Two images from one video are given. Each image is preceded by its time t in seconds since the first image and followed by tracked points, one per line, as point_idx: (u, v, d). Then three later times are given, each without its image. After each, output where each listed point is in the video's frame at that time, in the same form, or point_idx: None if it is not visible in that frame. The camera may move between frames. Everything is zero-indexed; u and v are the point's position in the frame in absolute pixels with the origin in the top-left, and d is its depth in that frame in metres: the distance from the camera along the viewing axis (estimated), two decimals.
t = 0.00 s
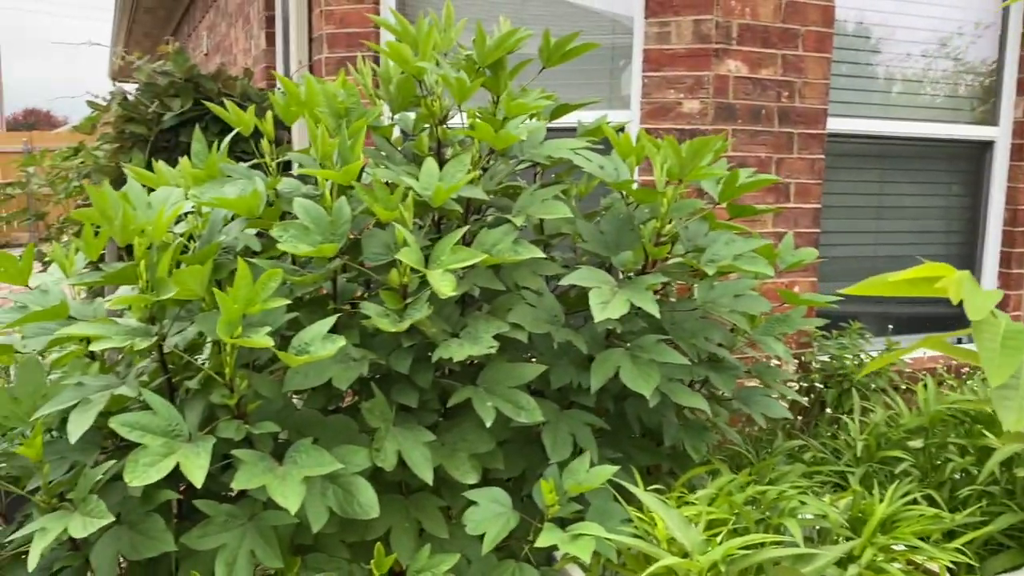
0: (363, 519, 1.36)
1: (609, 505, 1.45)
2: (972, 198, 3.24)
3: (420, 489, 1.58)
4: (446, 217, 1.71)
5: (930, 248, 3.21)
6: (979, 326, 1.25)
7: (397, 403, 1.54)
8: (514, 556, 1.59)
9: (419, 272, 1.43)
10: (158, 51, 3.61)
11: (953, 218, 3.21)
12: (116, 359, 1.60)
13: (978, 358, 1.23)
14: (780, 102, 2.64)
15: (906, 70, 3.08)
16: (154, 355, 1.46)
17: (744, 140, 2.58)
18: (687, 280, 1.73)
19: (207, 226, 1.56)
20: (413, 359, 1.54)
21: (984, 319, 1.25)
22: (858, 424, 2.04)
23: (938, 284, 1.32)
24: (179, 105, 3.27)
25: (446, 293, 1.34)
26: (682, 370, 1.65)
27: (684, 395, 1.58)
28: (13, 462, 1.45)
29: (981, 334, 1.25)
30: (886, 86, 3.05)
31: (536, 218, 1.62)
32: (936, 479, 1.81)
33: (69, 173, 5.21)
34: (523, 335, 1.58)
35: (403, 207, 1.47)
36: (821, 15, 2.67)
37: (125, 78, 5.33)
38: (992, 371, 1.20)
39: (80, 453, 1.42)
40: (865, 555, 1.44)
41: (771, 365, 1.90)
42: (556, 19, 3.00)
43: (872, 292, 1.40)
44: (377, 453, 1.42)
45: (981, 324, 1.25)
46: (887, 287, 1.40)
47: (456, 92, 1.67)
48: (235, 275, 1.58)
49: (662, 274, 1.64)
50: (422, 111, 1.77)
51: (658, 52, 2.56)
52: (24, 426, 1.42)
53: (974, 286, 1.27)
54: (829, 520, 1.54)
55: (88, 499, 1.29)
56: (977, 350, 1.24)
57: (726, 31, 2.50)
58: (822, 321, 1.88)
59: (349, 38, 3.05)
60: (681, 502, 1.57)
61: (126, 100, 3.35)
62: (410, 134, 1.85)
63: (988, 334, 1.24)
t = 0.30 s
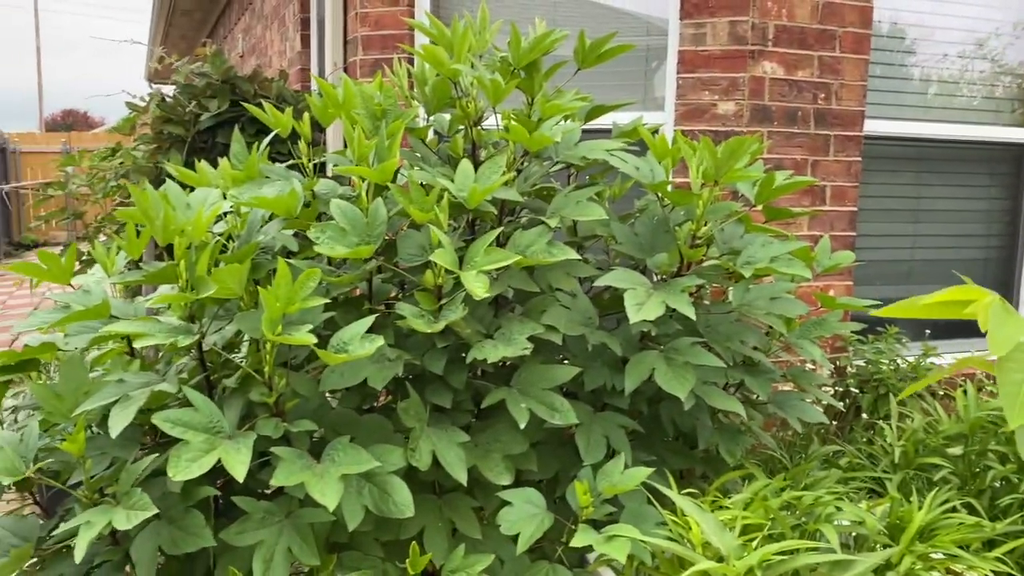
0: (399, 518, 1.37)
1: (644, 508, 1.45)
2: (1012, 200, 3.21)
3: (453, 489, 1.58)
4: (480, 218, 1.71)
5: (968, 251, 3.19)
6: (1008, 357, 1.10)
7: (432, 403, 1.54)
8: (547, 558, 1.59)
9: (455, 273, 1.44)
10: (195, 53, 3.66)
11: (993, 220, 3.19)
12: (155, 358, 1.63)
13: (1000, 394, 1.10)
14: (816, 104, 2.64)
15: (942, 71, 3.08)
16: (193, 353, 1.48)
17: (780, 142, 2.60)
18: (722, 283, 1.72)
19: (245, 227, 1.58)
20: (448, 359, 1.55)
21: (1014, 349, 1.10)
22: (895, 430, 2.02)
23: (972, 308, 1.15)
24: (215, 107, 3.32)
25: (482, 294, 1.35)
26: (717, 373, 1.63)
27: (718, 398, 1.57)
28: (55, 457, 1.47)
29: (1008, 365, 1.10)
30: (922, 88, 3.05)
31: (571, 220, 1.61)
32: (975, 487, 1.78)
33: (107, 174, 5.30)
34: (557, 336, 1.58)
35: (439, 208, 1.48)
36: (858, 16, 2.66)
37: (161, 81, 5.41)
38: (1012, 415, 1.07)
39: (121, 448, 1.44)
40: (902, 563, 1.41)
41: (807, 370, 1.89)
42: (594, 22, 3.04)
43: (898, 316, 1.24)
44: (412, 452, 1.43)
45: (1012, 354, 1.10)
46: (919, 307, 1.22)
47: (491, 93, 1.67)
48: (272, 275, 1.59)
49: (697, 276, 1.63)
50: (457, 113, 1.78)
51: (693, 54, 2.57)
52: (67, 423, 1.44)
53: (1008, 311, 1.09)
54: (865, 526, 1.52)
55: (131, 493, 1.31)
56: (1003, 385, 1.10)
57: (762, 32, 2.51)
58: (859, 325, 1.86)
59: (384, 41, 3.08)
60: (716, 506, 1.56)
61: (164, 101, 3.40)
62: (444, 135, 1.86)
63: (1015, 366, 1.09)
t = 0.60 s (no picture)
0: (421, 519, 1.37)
1: (666, 512, 1.44)
2: None
3: (475, 491, 1.58)
4: (504, 220, 1.72)
5: (997, 255, 3.18)
6: None
7: (455, 405, 1.55)
8: (569, 561, 1.59)
9: (479, 275, 1.44)
10: (222, 55, 3.70)
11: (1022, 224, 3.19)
12: (181, 358, 1.64)
13: None
14: (843, 106, 2.62)
15: (971, 72, 3.05)
16: (219, 353, 1.50)
17: (807, 144, 2.59)
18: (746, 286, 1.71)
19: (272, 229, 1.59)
20: (471, 361, 1.56)
21: None
22: (922, 436, 2.00)
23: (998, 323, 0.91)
24: (242, 108, 3.35)
25: (505, 297, 1.34)
26: (742, 377, 1.62)
27: (742, 402, 1.56)
28: (82, 457, 1.49)
29: None
30: (951, 89, 3.02)
31: (596, 222, 1.61)
32: (1005, 495, 1.76)
33: (135, 175, 5.36)
34: (580, 339, 1.57)
35: (464, 210, 1.48)
36: (887, 17, 2.64)
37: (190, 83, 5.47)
38: None
39: (147, 447, 1.46)
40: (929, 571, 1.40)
41: (833, 375, 1.87)
42: (621, 24, 3.04)
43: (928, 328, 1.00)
44: (435, 454, 1.43)
45: None
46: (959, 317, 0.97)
47: (516, 96, 1.66)
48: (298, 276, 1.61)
49: (722, 280, 1.62)
50: (482, 115, 1.78)
51: (718, 55, 2.55)
52: (95, 423, 1.46)
53: None
54: (892, 533, 1.50)
55: (157, 492, 1.33)
56: None
57: (789, 33, 2.50)
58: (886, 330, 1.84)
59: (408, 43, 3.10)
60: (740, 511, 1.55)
61: (192, 103, 3.43)
62: (469, 136, 1.88)
63: None
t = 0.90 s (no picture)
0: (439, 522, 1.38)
1: (684, 516, 1.43)
2: None
3: (493, 493, 1.58)
4: (524, 223, 1.72)
5: (1020, 258, 3.15)
6: None
7: (473, 406, 1.55)
8: (586, 564, 1.59)
9: (502, 278, 1.44)
10: (244, 56, 3.72)
11: None
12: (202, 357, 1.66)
13: None
14: (865, 108, 2.60)
15: (994, 74, 3.03)
16: (239, 354, 1.52)
17: (828, 147, 2.57)
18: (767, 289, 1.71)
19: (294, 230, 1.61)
20: (490, 363, 1.56)
21: None
22: (943, 441, 1.99)
23: None
24: (262, 109, 3.37)
25: (529, 300, 1.34)
26: (762, 381, 1.61)
27: (762, 407, 1.55)
28: (102, 455, 1.51)
29: None
30: (974, 91, 2.99)
31: (616, 224, 1.61)
32: None
33: (157, 174, 5.41)
34: (598, 341, 1.57)
35: (488, 213, 1.49)
36: (910, 19, 2.62)
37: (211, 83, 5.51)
38: None
39: (168, 447, 1.47)
40: None
41: (853, 379, 1.86)
42: (641, 27, 3.04)
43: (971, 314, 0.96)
44: (453, 456, 1.44)
45: None
46: (997, 306, 0.91)
47: (537, 98, 1.67)
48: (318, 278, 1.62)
49: (742, 282, 1.61)
50: (502, 116, 1.79)
51: (738, 57, 2.54)
52: (116, 423, 1.47)
53: None
54: (912, 539, 1.49)
55: (171, 494, 1.34)
56: None
57: (810, 35, 2.49)
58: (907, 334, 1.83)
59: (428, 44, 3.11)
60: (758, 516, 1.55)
61: (213, 103, 3.45)
62: (488, 138, 1.88)
63: None
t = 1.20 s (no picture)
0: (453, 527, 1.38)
1: (698, 523, 1.43)
2: None
3: (507, 498, 1.59)
4: (540, 229, 1.72)
5: None
6: None
7: (488, 412, 1.56)
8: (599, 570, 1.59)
9: (523, 284, 1.45)
10: (261, 60, 3.75)
11: None
12: (220, 360, 1.67)
13: None
14: (882, 114, 2.59)
15: (1013, 79, 3.01)
16: (255, 357, 1.53)
17: (844, 153, 2.56)
18: (782, 297, 1.72)
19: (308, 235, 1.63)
20: (505, 368, 1.57)
21: None
22: (960, 449, 1.99)
23: None
24: (280, 113, 3.39)
25: (553, 305, 1.35)
26: (777, 389, 1.61)
27: (777, 414, 1.54)
28: (120, 456, 1.52)
29: None
30: (993, 96, 2.98)
31: (631, 231, 1.61)
32: None
33: (175, 177, 5.45)
34: (613, 347, 1.57)
35: (506, 219, 1.49)
36: (928, 24, 2.61)
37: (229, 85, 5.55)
38: None
39: (184, 449, 1.49)
40: None
41: (869, 386, 1.86)
42: (658, 32, 3.05)
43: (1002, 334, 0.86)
44: (467, 461, 1.44)
45: None
46: (1023, 320, 0.89)
47: (554, 104, 1.67)
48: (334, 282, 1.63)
49: (757, 290, 1.61)
50: (519, 123, 1.80)
51: (755, 62, 2.55)
52: (136, 423, 1.49)
53: None
54: (927, 549, 1.48)
55: (189, 493, 1.34)
56: None
57: (827, 40, 2.48)
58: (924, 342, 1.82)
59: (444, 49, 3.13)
60: (773, 524, 1.54)
61: (231, 107, 3.48)
62: (504, 143, 1.89)
63: None
